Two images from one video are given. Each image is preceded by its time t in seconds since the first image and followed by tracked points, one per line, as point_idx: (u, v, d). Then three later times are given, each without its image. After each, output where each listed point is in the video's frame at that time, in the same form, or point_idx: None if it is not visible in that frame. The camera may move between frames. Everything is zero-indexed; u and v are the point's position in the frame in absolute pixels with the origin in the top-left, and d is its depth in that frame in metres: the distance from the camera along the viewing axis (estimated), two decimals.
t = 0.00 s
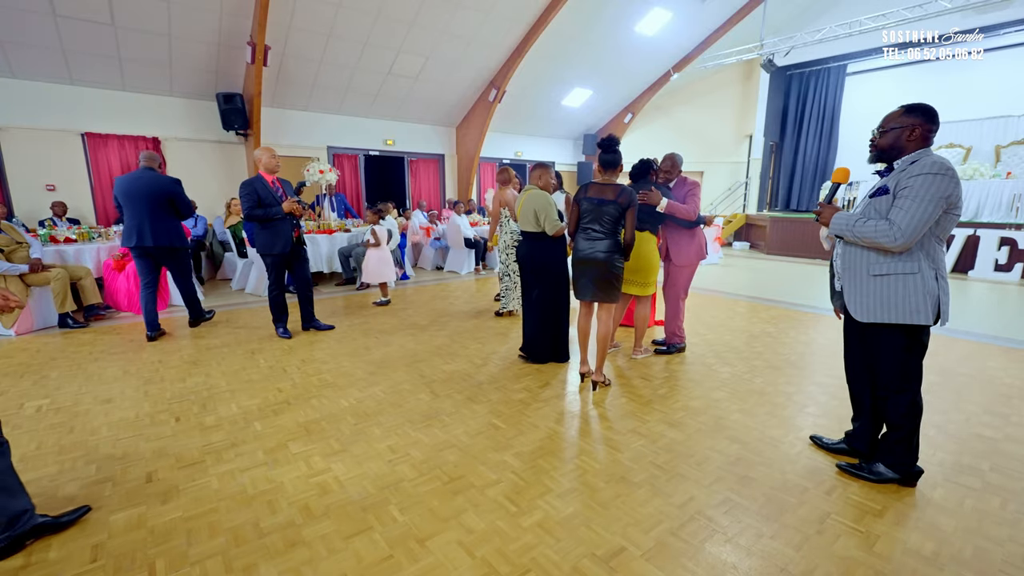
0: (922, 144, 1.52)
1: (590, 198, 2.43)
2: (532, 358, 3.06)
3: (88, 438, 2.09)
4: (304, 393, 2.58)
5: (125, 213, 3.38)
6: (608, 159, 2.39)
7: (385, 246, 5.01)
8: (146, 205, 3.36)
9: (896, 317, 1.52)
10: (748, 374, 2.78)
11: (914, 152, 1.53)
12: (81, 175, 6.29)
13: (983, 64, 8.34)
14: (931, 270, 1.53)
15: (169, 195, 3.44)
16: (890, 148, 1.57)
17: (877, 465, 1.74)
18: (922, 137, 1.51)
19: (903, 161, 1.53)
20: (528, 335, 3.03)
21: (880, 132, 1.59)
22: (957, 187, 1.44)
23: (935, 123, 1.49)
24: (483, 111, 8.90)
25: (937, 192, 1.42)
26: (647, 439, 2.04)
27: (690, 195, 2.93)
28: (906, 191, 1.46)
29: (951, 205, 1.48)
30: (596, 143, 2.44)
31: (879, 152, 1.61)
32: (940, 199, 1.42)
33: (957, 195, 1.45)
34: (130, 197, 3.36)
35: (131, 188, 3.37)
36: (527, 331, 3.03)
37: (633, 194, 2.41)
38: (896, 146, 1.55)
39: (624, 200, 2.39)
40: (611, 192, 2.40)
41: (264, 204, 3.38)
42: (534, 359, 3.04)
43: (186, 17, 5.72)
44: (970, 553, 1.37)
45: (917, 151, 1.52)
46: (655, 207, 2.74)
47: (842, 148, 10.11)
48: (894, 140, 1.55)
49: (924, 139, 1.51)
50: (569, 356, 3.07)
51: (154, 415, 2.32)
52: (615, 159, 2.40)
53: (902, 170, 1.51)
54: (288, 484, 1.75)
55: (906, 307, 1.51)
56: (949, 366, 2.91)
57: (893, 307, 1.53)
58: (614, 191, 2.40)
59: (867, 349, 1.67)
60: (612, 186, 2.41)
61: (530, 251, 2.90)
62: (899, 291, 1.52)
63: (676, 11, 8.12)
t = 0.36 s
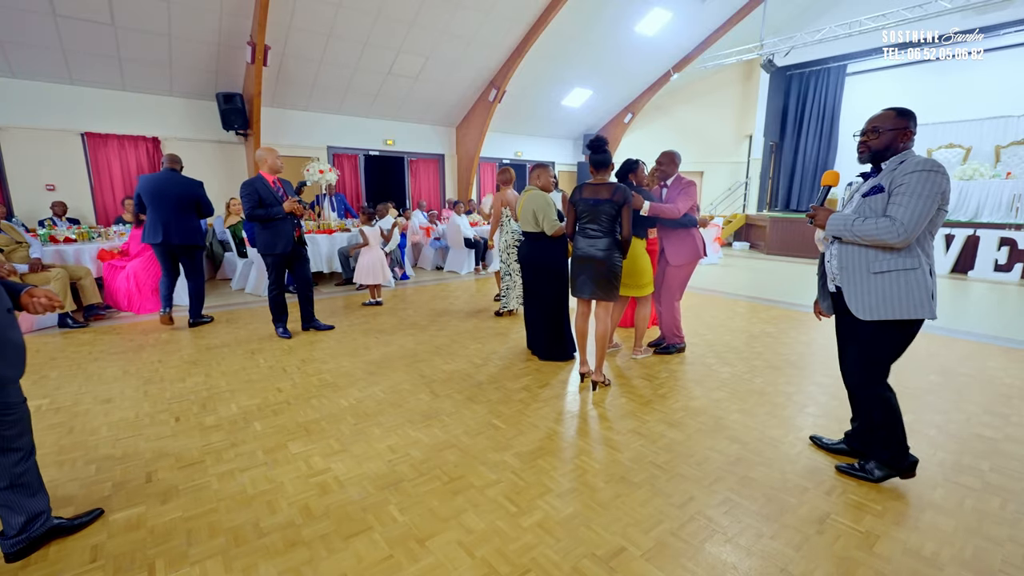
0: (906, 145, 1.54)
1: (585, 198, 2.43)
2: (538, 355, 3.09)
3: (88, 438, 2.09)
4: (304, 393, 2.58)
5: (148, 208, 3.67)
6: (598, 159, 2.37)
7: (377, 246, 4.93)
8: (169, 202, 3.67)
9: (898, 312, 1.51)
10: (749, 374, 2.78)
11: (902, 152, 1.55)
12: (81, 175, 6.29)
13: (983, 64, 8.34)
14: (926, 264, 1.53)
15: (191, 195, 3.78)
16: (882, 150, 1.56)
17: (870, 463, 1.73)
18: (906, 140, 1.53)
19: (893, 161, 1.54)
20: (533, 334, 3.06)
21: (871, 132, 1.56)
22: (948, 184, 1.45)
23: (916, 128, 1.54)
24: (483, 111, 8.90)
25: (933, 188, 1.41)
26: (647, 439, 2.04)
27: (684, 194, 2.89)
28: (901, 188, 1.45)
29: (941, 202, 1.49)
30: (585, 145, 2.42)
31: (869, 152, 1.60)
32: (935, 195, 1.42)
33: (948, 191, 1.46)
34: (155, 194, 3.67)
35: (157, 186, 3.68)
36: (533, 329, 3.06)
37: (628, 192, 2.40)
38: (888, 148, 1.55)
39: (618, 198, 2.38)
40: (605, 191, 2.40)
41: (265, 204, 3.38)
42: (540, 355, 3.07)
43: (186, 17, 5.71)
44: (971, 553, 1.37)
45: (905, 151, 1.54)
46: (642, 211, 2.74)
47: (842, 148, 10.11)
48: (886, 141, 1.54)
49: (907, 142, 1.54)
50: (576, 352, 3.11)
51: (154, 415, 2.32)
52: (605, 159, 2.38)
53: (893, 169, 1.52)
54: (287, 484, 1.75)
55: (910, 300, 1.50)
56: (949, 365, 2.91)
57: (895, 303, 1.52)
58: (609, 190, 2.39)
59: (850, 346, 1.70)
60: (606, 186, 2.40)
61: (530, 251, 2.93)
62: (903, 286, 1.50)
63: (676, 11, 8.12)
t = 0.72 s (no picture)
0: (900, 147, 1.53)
1: (582, 199, 2.44)
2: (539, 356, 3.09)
3: (87, 438, 2.08)
4: (304, 393, 2.58)
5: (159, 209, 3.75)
6: (595, 159, 2.38)
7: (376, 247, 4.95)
8: (180, 202, 3.78)
9: (895, 315, 1.44)
10: (749, 375, 2.78)
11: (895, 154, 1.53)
12: (81, 175, 6.29)
13: (983, 64, 8.34)
14: (924, 268, 1.49)
15: (200, 195, 3.91)
16: (878, 150, 1.53)
17: (825, 474, 1.68)
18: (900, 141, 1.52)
19: (889, 162, 1.51)
20: (534, 334, 3.06)
21: (868, 131, 1.52)
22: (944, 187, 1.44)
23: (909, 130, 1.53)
24: (483, 111, 8.90)
25: (933, 191, 1.39)
26: (647, 439, 2.04)
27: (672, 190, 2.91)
28: (901, 191, 1.42)
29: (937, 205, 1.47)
30: (584, 145, 2.44)
31: (864, 153, 1.56)
32: (935, 198, 1.39)
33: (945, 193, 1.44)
34: (165, 195, 3.77)
35: (166, 188, 3.78)
36: (534, 330, 3.06)
37: (625, 191, 2.39)
38: (885, 148, 1.52)
39: (615, 198, 2.38)
40: (602, 191, 2.40)
41: (267, 204, 3.37)
42: (541, 356, 3.07)
43: (186, 17, 5.72)
44: (970, 553, 1.37)
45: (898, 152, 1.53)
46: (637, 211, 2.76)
47: (842, 148, 10.12)
48: (883, 142, 1.51)
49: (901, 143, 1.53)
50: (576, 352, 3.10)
51: (154, 415, 2.32)
52: (603, 159, 2.39)
53: (890, 172, 1.49)
54: (287, 484, 1.75)
55: (907, 302, 1.43)
56: (949, 366, 2.91)
57: (893, 304, 1.45)
58: (605, 190, 2.40)
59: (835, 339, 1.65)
60: (603, 185, 2.40)
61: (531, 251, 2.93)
62: (901, 289, 1.44)
63: (676, 11, 8.12)
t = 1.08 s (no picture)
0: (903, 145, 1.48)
1: (582, 199, 2.44)
2: (540, 355, 3.09)
3: (87, 438, 2.08)
4: (304, 393, 2.58)
5: (163, 210, 3.96)
6: (595, 159, 2.39)
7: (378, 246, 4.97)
8: (183, 203, 3.99)
9: (878, 325, 1.43)
10: (749, 375, 2.78)
11: (896, 156, 1.49)
12: (81, 175, 6.29)
13: (983, 64, 8.34)
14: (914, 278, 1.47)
15: (201, 194, 4.11)
16: (883, 149, 1.48)
17: (810, 477, 1.65)
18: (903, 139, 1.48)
19: (892, 165, 1.47)
20: (535, 335, 3.07)
21: (874, 128, 1.47)
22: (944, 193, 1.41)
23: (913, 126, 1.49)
24: (483, 111, 8.90)
25: (934, 199, 1.35)
26: (647, 439, 2.04)
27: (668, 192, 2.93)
28: (902, 198, 1.39)
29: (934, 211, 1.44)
30: (584, 145, 2.44)
31: (868, 151, 1.51)
32: (936, 207, 1.36)
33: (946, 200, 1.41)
34: (168, 196, 3.97)
35: (169, 189, 3.98)
36: (535, 331, 3.07)
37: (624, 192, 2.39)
38: (889, 147, 1.48)
39: (614, 198, 2.38)
40: (601, 191, 2.40)
41: (268, 204, 3.38)
42: (541, 356, 3.07)
43: (186, 17, 5.72)
44: (970, 553, 1.37)
45: (900, 153, 1.49)
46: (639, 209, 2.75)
47: (842, 148, 10.12)
48: (887, 142, 1.47)
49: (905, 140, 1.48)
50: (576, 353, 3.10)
51: (154, 414, 2.32)
52: (603, 159, 2.40)
53: (892, 175, 1.46)
54: (288, 484, 1.75)
55: (892, 313, 1.42)
56: (948, 366, 2.92)
57: (875, 314, 1.44)
58: (604, 191, 2.40)
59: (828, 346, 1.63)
60: (602, 186, 2.41)
61: (534, 251, 2.93)
62: (887, 299, 1.42)
63: (676, 11, 8.12)
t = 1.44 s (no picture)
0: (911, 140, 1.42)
1: (583, 199, 2.44)
2: (540, 355, 3.10)
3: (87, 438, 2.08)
4: (304, 393, 2.58)
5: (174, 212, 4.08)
6: (596, 159, 2.39)
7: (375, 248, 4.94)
8: (194, 203, 4.12)
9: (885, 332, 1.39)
10: (749, 375, 2.78)
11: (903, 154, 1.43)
12: (81, 174, 6.29)
13: (983, 64, 8.34)
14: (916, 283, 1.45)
15: (207, 192, 4.22)
16: (893, 145, 1.41)
17: (810, 477, 1.65)
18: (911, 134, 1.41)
19: (902, 161, 1.41)
20: (535, 335, 3.08)
21: (883, 121, 1.39)
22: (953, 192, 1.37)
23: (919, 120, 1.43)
24: (483, 111, 8.90)
25: (952, 199, 1.30)
26: (647, 439, 2.04)
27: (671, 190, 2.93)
28: (921, 197, 1.32)
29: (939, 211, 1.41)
30: (585, 144, 2.45)
31: (876, 147, 1.43)
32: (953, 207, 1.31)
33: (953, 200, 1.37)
34: (176, 198, 4.08)
35: (176, 191, 4.08)
36: (535, 330, 3.07)
37: (625, 193, 2.39)
38: (897, 142, 1.41)
39: (614, 199, 2.38)
40: (602, 192, 2.40)
41: (269, 203, 3.38)
42: (541, 356, 3.08)
43: (186, 17, 5.72)
44: (970, 553, 1.37)
45: (908, 149, 1.42)
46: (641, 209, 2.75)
47: (842, 148, 10.11)
48: (897, 137, 1.39)
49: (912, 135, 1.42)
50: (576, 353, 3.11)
51: (153, 414, 2.32)
52: (604, 159, 2.39)
53: (903, 172, 1.39)
54: (287, 484, 1.75)
55: (902, 321, 1.38)
56: (948, 366, 2.92)
57: (883, 320, 1.40)
58: (605, 191, 2.40)
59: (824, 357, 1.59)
60: (603, 186, 2.41)
61: (535, 251, 2.93)
62: (897, 305, 1.38)
63: (676, 11, 8.12)
